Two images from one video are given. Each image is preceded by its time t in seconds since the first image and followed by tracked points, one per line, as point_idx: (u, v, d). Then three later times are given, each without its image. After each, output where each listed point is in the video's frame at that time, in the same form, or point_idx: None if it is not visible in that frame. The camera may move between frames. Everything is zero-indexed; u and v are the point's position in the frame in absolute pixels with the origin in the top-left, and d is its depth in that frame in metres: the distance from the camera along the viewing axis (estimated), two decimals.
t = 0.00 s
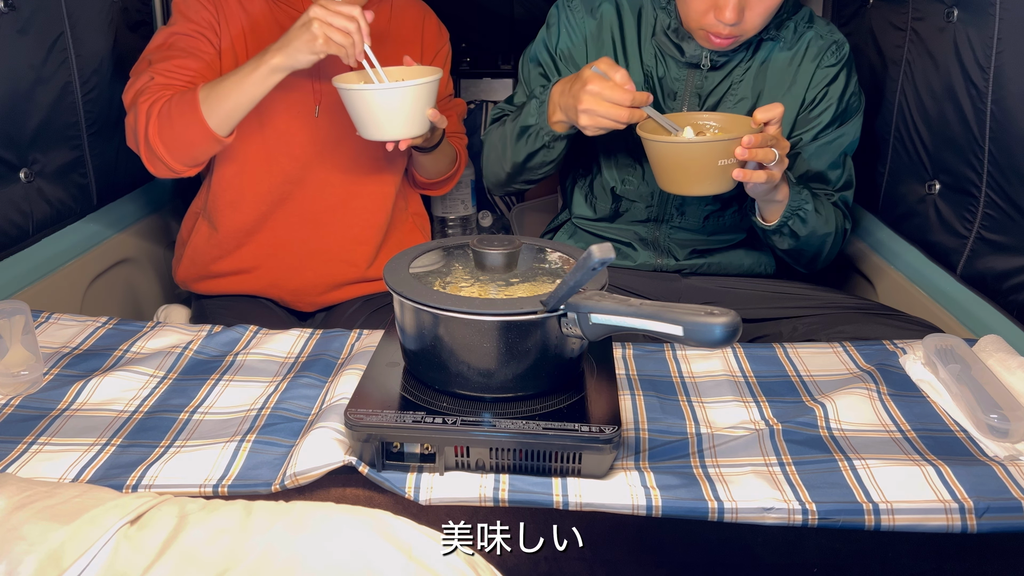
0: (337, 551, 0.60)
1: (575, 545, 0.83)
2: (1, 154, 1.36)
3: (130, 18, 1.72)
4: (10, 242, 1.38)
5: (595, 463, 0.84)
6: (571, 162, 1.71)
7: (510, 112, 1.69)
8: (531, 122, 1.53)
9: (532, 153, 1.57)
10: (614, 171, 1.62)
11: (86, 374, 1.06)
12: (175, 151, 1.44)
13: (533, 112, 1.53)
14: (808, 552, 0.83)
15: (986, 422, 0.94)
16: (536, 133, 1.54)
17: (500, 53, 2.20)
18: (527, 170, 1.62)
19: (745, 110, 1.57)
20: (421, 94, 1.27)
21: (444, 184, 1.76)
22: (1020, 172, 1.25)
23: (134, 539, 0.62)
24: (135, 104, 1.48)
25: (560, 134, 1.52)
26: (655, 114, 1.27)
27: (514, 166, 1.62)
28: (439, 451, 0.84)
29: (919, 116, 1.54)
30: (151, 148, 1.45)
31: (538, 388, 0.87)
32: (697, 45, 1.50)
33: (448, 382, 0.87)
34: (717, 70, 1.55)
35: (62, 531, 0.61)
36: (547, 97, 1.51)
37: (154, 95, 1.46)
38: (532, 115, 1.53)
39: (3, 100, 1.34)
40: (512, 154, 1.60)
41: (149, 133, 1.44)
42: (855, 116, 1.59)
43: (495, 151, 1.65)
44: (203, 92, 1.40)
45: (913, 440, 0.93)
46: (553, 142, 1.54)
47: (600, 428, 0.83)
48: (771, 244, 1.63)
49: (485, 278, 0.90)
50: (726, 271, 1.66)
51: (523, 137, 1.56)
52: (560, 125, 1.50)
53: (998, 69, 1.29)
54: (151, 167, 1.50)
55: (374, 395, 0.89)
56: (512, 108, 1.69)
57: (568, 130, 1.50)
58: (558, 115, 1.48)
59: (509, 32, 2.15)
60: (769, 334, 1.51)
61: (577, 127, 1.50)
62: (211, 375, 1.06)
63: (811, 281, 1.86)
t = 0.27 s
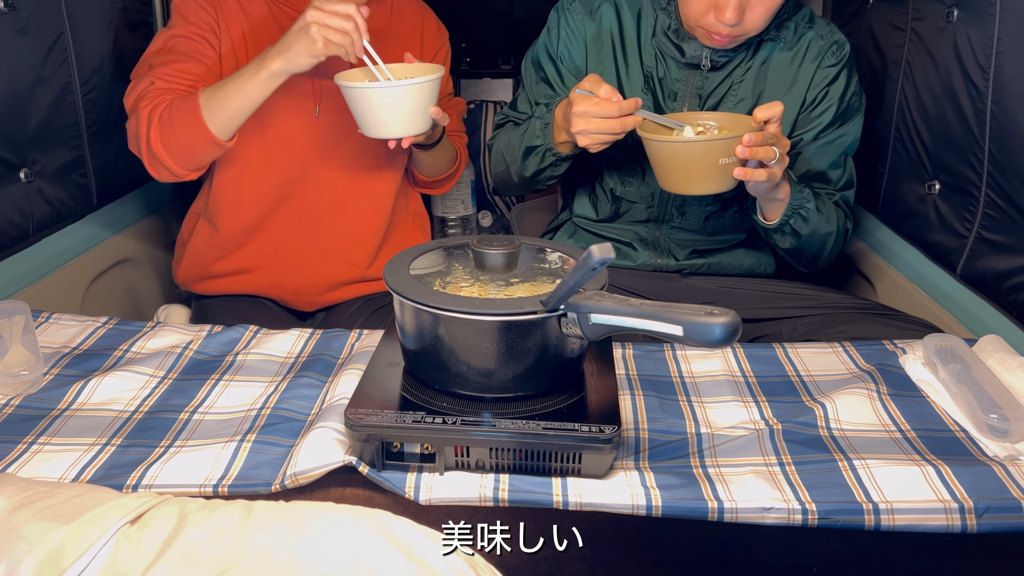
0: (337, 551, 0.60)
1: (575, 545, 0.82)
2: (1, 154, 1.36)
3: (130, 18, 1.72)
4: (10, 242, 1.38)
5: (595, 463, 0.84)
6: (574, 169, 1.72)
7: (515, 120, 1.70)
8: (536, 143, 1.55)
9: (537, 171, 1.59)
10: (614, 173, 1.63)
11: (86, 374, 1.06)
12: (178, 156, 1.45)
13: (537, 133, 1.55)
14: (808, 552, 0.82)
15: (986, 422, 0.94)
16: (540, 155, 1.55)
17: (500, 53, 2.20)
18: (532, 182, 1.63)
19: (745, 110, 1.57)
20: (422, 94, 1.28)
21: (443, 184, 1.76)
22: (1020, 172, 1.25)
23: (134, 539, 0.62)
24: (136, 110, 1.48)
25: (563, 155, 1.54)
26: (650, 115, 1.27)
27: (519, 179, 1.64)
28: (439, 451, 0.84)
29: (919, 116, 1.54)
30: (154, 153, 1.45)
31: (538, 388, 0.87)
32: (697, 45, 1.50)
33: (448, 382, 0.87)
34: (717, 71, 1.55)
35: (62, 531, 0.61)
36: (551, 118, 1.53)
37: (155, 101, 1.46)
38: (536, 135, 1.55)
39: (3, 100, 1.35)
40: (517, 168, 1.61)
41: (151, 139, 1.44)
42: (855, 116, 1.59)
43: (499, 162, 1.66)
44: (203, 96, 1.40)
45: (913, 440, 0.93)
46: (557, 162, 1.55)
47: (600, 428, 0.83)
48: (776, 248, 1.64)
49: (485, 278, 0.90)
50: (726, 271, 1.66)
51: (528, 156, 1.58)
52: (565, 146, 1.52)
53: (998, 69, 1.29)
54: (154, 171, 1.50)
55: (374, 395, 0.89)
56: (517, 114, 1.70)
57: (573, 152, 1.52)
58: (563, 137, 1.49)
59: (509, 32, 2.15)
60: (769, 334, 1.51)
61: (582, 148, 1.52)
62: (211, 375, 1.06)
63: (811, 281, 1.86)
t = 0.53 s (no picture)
0: (337, 551, 0.60)
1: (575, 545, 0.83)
2: (2, 154, 1.36)
3: (130, 18, 1.72)
4: (10, 242, 1.38)
5: (595, 463, 0.84)
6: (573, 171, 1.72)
7: (515, 121, 1.70)
8: (533, 145, 1.55)
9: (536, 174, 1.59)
10: (614, 174, 1.63)
11: (86, 374, 1.06)
12: (169, 148, 1.45)
13: (534, 134, 1.55)
14: (808, 553, 0.83)
15: (986, 422, 0.94)
16: (537, 156, 1.55)
17: (500, 52, 2.20)
18: (532, 184, 1.64)
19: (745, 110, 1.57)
20: (419, 101, 1.27)
21: (444, 185, 1.76)
22: (1020, 172, 1.25)
23: (134, 539, 0.62)
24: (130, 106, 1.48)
25: (561, 158, 1.54)
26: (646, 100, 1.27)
27: (518, 181, 1.64)
28: (440, 451, 0.84)
29: (919, 115, 1.54)
30: (147, 147, 1.46)
31: (538, 388, 0.87)
32: (697, 45, 1.50)
33: (448, 382, 0.87)
34: (717, 71, 1.55)
35: (62, 531, 0.61)
36: (547, 121, 1.53)
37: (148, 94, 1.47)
38: (534, 138, 1.55)
39: (3, 100, 1.35)
40: (516, 170, 1.61)
41: (142, 131, 1.45)
42: (855, 115, 1.59)
43: (499, 164, 1.66)
44: (184, 83, 1.40)
45: (913, 440, 0.93)
46: (555, 165, 1.56)
47: (600, 428, 0.83)
48: (776, 247, 1.64)
49: (485, 278, 0.90)
50: (726, 271, 1.66)
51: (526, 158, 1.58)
52: (562, 148, 1.52)
53: (998, 69, 1.29)
54: (151, 167, 1.51)
55: (374, 395, 0.89)
56: (517, 116, 1.70)
57: (571, 154, 1.53)
58: (560, 139, 1.50)
59: (509, 32, 2.15)
60: (769, 334, 1.51)
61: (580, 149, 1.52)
62: (211, 375, 1.06)
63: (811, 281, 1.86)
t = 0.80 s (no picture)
0: (337, 551, 0.60)
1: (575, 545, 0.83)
2: (2, 154, 1.36)
3: (130, 18, 1.72)
4: (10, 242, 1.38)
5: (595, 463, 0.84)
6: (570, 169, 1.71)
7: (515, 121, 1.70)
8: (530, 141, 1.55)
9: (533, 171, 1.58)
10: (614, 175, 1.63)
11: (86, 374, 1.06)
12: (169, 153, 1.45)
13: (531, 130, 1.55)
14: (808, 553, 0.83)
15: (986, 422, 0.94)
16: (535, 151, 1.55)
17: (500, 53, 2.20)
18: (530, 183, 1.63)
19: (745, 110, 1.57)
20: (413, 95, 1.28)
21: (442, 185, 1.76)
22: (1020, 172, 1.25)
23: (134, 539, 0.62)
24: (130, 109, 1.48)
25: (558, 153, 1.53)
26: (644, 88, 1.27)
27: (517, 180, 1.64)
28: (440, 451, 0.84)
29: (919, 115, 1.54)
30: (148, 151, 1.46)
31: (538, 388, 0.87)
32: (698, 45, 1.51)
33: (448, 382, 0.87)
34: (717, 71, 1.55)
35: (62, 531, 0.61)
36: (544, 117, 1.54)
37: (149, 98, 1.47)
38: (531, 134, 1.55)
39: (3, 100, 1.35)
40: (514, 168, 1.61)
41: (144, 136, 1.45)
42: (855, 115, 1.59)
43: (499, 163, 1.66)
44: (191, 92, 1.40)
45: (913, 440, 0.93)
46: (553, 160, 1.55)
47: (600, 428, 0.83)
48: (777, 245, 1.63)
49: (485, 278, 0.90)
50: (726, 271, 1.65)
51: (524, 155, 1.58)
52: (558, 144, 1.52)
53: (998, 69, 1.29)
54: (151, 171, 1.50)
55: (374, 395, 0.89)
56: (516, 116, 1.70)
57: (567, 148, 1.52)
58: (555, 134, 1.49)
59: (509, 32, 2.15)
60: (769, 334, 1.51)
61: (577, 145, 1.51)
62: (211, 375, 1.06)
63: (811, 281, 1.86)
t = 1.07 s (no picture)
0: (336, 551, 0.60)
1: (574, 545, 0.83)
2: (1, 154, 1.36)
3: (130, 18, 1.72)
4: (10, 242, 1.38)
5: (595, 463, 0.84)
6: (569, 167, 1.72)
7: (515, 120, 1.70)
8: (526, 138, 1.56)
9: (530, 166, 1.58)
10: (614, 175, 1.62)
11: (86, 374, 1.06)
12: (169, 159, 1.45)
13: (528, 127, 1.56)
14: (808, 552, 0.82)
15: (986, 422, 0.94)
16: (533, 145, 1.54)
17: (500, 53, 2.20)
18: (527, 181, 1.63)
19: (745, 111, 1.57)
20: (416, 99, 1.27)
21: (442, 185, 1.76)
22: (1020, 172, 1.25)
23: (134, 539, 0.62)
24: (130, 114, 1.48)
25: (556, 148, 1.53)
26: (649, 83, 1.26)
27: (516, 179, 1.64)
28: (439, 451, 0.84)
29: (919, 115, 1.54)
30: (147, 158, 1.46)
31: (538, 388, 0.87)
32: (698, 45, 1.51)
33: (448, 382, 0.87)
34: (717, 71, 1.55)
35: (62, 531, 0.61)
36: (540, 113, 1.55)
37: (149, 102, 1.47)
38: (527, 130, 1.56)
39: (3, 100, 1.35)
40: (513, 166, 1.61)
41: (144, 142, 1.45)
42: (855, 115, 1.59)
43: (499, 162, 1.66)
44: (193, 100, 1.40)
45: (913, 440, 0.93)
46: (550, 156, 1.54)
47: (600, 428, 0.83)
48: (778, 244, 1.63)
49: (485, 278, 0.90)
50: (726, 271, 1.65)
51: (521, 152, 1.58)
52: (555, 139, 1.52)
53: (998, 69, 1.29)
54: (149, 175, 1.51)
55: (374, 395, 0.89)
56: (517, 116, 1.70)
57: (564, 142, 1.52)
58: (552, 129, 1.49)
59: (509, 32, 2.15)
60: (769, 334, 1.51)
61: (574, 139, 1.51)
62: (211, 375, 1.06)
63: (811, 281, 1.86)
